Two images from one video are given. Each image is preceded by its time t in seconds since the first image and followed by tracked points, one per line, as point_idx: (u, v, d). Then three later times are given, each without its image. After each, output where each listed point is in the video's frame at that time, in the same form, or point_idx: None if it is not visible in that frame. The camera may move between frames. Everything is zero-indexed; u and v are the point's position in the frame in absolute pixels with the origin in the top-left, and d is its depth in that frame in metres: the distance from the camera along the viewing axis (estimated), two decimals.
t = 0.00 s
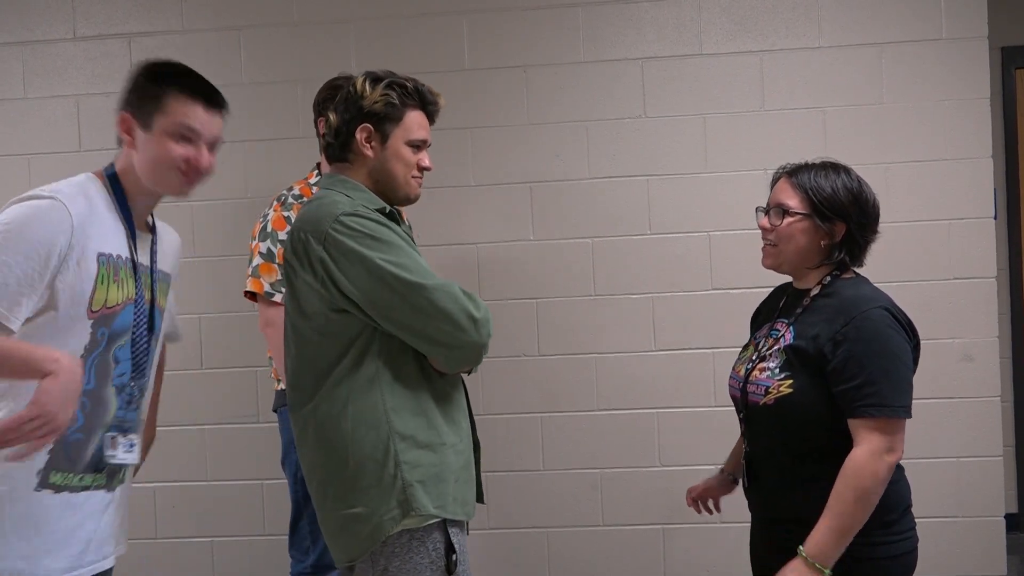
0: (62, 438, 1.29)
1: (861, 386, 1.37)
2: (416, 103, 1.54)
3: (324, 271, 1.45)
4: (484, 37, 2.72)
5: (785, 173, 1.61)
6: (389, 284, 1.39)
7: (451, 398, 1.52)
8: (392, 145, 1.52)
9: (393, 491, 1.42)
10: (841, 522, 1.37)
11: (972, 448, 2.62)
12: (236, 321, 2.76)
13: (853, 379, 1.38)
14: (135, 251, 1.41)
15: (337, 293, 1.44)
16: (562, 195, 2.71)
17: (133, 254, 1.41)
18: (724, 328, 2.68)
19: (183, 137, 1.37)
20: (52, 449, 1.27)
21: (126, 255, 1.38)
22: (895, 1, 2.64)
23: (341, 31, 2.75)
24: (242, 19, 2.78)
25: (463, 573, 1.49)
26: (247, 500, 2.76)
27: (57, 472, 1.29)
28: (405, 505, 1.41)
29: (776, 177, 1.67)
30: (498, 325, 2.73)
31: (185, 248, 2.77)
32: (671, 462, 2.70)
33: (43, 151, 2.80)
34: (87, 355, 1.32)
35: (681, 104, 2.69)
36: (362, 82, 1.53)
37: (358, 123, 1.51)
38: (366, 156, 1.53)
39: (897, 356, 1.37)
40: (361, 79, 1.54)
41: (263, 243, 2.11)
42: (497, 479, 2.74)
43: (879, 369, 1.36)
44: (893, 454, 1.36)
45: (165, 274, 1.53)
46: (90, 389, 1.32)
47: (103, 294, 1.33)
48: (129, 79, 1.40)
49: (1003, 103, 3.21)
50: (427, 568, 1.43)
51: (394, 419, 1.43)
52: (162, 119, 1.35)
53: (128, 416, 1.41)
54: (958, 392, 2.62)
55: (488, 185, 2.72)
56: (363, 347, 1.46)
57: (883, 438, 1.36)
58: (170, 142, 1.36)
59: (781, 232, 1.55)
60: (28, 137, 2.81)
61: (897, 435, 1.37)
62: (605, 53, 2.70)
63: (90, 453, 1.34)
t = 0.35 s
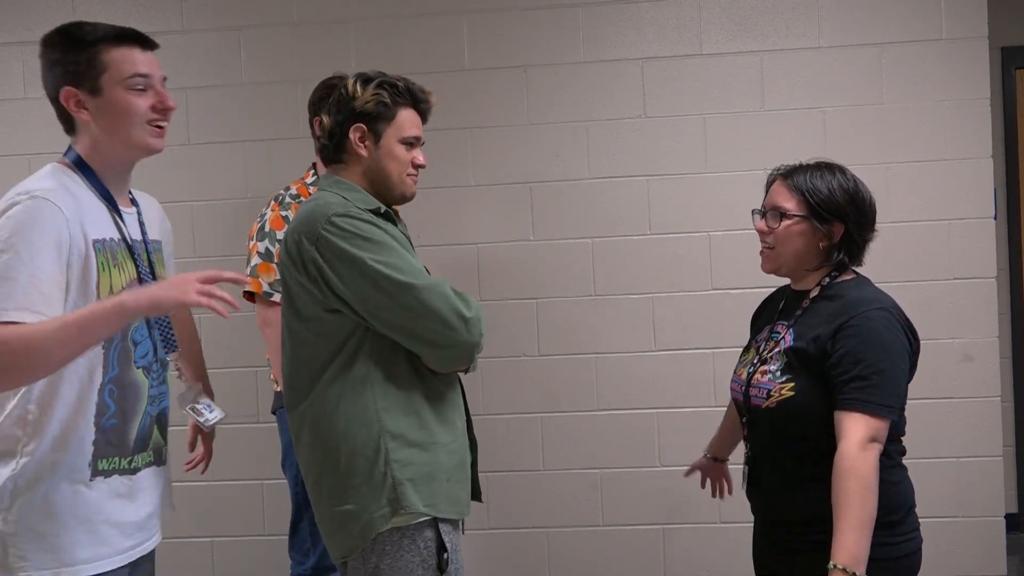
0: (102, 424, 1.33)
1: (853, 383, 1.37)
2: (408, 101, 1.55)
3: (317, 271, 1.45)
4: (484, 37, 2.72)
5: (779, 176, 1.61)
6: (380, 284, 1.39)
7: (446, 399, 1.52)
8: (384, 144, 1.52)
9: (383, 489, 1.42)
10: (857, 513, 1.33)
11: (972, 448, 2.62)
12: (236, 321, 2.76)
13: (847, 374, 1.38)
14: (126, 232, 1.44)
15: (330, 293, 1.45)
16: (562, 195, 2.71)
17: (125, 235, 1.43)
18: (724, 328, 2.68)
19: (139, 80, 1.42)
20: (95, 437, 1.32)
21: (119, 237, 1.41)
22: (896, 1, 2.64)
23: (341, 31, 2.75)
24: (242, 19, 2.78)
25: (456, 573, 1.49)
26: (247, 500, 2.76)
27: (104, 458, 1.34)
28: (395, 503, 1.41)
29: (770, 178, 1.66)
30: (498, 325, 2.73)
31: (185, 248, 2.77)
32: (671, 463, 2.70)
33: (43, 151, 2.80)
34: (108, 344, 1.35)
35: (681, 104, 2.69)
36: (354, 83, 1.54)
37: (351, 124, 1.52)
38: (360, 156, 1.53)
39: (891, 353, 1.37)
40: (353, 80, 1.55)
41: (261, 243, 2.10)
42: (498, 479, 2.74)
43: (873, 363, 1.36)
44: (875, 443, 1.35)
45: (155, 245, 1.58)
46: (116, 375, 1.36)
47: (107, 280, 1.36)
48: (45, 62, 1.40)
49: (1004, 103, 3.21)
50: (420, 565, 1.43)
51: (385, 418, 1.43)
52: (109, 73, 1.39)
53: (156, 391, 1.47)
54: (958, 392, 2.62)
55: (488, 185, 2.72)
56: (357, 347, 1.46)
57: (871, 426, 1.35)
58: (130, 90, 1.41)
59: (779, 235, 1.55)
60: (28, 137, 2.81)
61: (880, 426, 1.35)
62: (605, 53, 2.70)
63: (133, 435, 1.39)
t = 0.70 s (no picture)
0: (110, 422, 1.37)
1: (861, 393, 1.37)
2: (402, 104, 1.55)
3: (306, 272, 1.46)
4: (484, 37, 2.72)
5: (781, 175, 1.61)
6: (366, 287, 1.40)
7: (435, 400, 1.52)
8: (380, 146, 1.52)
9: (370, 488, 1.42)
10: (863, 533, 1.37)
11: (972, 448, 2.62)
12: (236, 321, 2.77)
13: (854, 385, 1.38)
14: (146, 231, 1.48)
15: (318, 294, 1.46)
16: (562, 195, 2.71)
17: (145, 235, 1.47)
18: (724, 328, 2.68)
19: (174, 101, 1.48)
20: (102, 434, 1.36)
21: (139, 236, 1.45)
22: (896, 1, 2.64)
23: (341, 31, 2.75)
24: (242, 19, 2.78)
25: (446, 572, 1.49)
26: (247, 500, 2.77)
27: (113, 456, 1.38)
28: (382, 502, 1.41)
29: (771, 177, 1.66)
30: (498, 325, 2.73)
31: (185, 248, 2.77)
32: (671, 463, 2.70)
33: (43, 152, 2.80)
34: (115, 338, 1.39)
35: (681, 104, 2.69)
36: (348, 85, 1.53)
37: (345, 125, 1.52)
38: (354, 156, 1.53)
39: (895, 358, 1.37)
40: (348, 82, 1.54)
41: (261, 244, 2.11)
42: (498, 479, 2.74)
43: (878, 372, 1.36)
44: (889, 460, 1.37)
45: (184, 258, 1.61)
46: (122, 371, 1.39)
47: (117, 275, 1.40)
48: (102, 64, 1.49)
49: (1003, 103, 3.21)
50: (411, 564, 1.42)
51: (373, 418, 1.43)
52: (146, 90, 1.46)
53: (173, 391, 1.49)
54: (958, 392, 2.62)
55: (488, 185, 2.72)
56: (345, 348, 1.47)
57: (880, 446, 1.37)
58: (162, 108, 1.46)
59: (781, 235, 1.54)
60: (28, 137, 2.81)
61: (891, 442, 1.38)
62: (605, 53, 2.70)
63: (140, 434, 1.41)
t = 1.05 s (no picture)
0: (110, 426, 1.38)
1: (866, 393, 1.37)
2: (394, 105, 1.56)
3: (303, 273, 1.46)
4: (484, 37, 2.72)
5: (784, 175, 1.60)
6: (364, 286, 1.40)
7: (430, 399, 1.52)
8: (373, 146, 1.53)
9: (368, 489, 1.42)
10: (874, 535, 1.36)
11: (972, 448, 2.62)
12: (236, 321, 2.76)
13: (859, 385, 1.38)
14: (127, 237, 1.48)
15: (315, 294, 1.45)
16: (562, 195, 2.71)
17: (126, 240, 1.48)
18: (724, 328, 2.68)
19: (176, 160, 1.45)
20: (102, 439, 1.37)
21: (119, 241, 1.45)
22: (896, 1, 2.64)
23: (341, 31, 2.75)
24: (242, 19, 2.78)
25: (444, 572, 1.49)
26: (248, 500, 2.77)
27: (114, 460, 1.38)
28: (380, 502, 1.41)
29: (774, 177, 1.66)
30: (498, 325, 2.73)
31: (185, 248, 2.77)
32: (671, 463, 2.70)
33: (43, 152, 2.80)
34: (109, 344, 1.39)
35: (681, 104, 2.69)
36: (339, 85, 1.53)
37: (337, 125, 1.52)
38: (346, 156, 1.53)
39: (902, 356, 1.37)
40: (339, 82, 1.55)
41: (259, 245, 2.12)
42: (498, 479, 2.74)
43: (885, 372, 1.36)
44: (898, 461, 1.37)
45: (165, 259, 1.63)
46: (123, 375, 1.39)
47: (105, 279, 1.40)
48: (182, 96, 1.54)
49: (1003, 103, 3.21)
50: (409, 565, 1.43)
51: (370, 418, 1.43)
52: (168, 137, 1.45)
53: (171, 393, 1.50)
54: (958, 392, 2.62)
55: (488, 186, 2.72)
56: (342, 348, 1.47)
57: (889, 446, 1.37)
58: (162, 157, 1.44)
59: (784, 235, 1.54)
60: (28, 137, 2.81)
61: (900, 443, 1.37)
62: (606, 53, 2.70)
63: (144, 438, 1.42)
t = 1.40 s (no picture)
0: (123, 428, 1.39)
1: (868, 392, 1.37)
2: (386, 105, 1.56)
3: (296, 273, 1.46)
4: (485, 37, 2.72)
5: (781, 175, 1.60)
6: (359, 286, 1.40)
7: (425, 400, 1.53)
8: (365, 145, 1.53)
9: (363, 490, 1.42)
10: (873, 531, 1.36)
11: (972, 448, 2.62)
12: (236, 321, 2.76)
13: (860, 384, 1.38)
14: (139, 236, 1.49)
15: (309, 294, 1.45)
16: (562, 195, 2.71)
17: (139, 239, 1.49)
18: (724, 328, 2.68)
19: (169, 106, 1.46)
20: (115, 441, 1.38)
21: (133, 242, 1.46)
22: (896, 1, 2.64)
23: (341, 31, 2.75)
24: (242, 19, 2.78)
25: (439, 572, 1.49)
26: (248, 500, 2.77)
27: (126, 461, 1.40)
28: (375, 503, 1.41)
29: (772, 177, 1.65)
30: (498, 325, 2.73)
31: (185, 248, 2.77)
32: (671, 463, 2.70)
33: (43, 152, 2.80)
34: (122, 347, 1.40)
35: (681, 104, 2.69)
36: (331, 85, 1.54)
37: (329, 125, 1.52)
38: (339, 156, 1.53)
39: (904, 356, 1.37)
40: (330, 81, 1.55)
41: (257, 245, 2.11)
42: (498, 479, 2.74)
43: (888, 372, 1.36)
44: (898, 458, 1.37)
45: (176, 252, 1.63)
46: (134, 378, 1.41)
47: (120, 282, 1.41)
48: (81, 73, 1.44)
49: (1003, 103, 3.21)
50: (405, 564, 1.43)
51: (365, 419, 1.43)
52: (143, 101, 1.43)
53: (180, 392, 1.51)
54: (958, 393, 2.62)
55: (488, 186, 2.72)
56: (336, 348, 1.47)
57: (891, 442, 1.36)
58: (161, 116, 1.45)
59: (784, 236, 1.54)
60: (28, 136, 2.81)
61: (899, 439, 1.37)
62: (606, 53, 2.70)
63: (154, 439, 1.44)
